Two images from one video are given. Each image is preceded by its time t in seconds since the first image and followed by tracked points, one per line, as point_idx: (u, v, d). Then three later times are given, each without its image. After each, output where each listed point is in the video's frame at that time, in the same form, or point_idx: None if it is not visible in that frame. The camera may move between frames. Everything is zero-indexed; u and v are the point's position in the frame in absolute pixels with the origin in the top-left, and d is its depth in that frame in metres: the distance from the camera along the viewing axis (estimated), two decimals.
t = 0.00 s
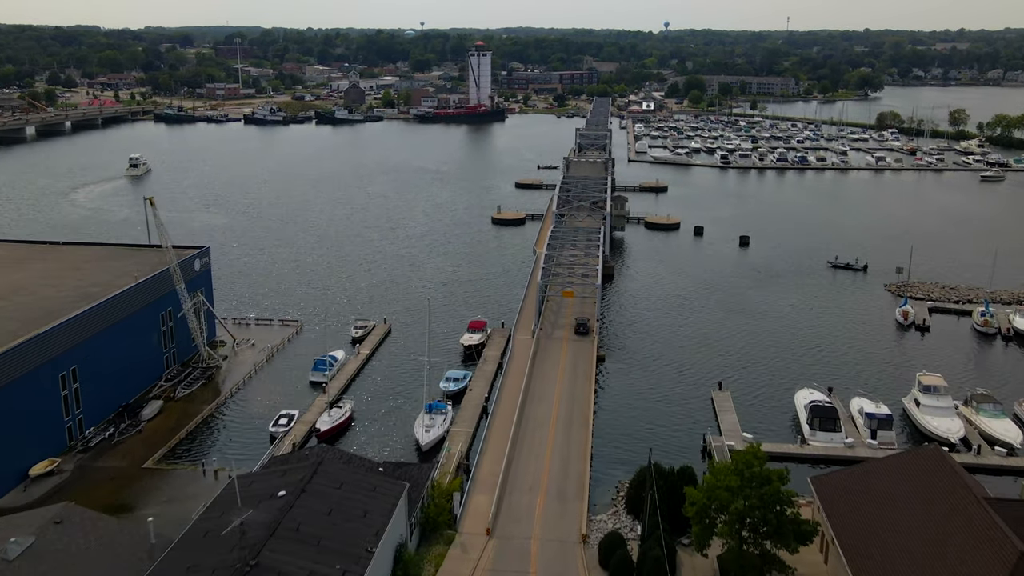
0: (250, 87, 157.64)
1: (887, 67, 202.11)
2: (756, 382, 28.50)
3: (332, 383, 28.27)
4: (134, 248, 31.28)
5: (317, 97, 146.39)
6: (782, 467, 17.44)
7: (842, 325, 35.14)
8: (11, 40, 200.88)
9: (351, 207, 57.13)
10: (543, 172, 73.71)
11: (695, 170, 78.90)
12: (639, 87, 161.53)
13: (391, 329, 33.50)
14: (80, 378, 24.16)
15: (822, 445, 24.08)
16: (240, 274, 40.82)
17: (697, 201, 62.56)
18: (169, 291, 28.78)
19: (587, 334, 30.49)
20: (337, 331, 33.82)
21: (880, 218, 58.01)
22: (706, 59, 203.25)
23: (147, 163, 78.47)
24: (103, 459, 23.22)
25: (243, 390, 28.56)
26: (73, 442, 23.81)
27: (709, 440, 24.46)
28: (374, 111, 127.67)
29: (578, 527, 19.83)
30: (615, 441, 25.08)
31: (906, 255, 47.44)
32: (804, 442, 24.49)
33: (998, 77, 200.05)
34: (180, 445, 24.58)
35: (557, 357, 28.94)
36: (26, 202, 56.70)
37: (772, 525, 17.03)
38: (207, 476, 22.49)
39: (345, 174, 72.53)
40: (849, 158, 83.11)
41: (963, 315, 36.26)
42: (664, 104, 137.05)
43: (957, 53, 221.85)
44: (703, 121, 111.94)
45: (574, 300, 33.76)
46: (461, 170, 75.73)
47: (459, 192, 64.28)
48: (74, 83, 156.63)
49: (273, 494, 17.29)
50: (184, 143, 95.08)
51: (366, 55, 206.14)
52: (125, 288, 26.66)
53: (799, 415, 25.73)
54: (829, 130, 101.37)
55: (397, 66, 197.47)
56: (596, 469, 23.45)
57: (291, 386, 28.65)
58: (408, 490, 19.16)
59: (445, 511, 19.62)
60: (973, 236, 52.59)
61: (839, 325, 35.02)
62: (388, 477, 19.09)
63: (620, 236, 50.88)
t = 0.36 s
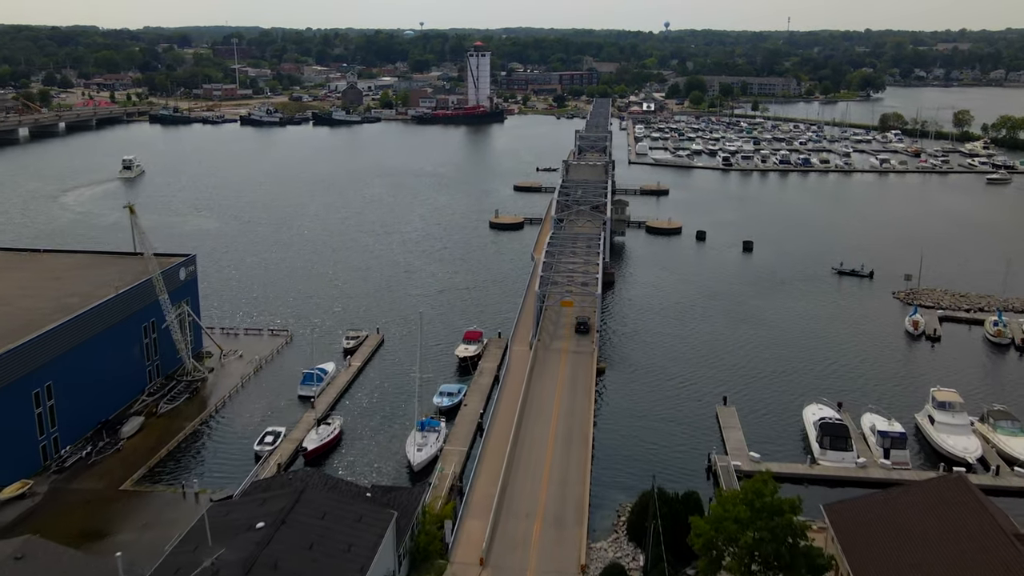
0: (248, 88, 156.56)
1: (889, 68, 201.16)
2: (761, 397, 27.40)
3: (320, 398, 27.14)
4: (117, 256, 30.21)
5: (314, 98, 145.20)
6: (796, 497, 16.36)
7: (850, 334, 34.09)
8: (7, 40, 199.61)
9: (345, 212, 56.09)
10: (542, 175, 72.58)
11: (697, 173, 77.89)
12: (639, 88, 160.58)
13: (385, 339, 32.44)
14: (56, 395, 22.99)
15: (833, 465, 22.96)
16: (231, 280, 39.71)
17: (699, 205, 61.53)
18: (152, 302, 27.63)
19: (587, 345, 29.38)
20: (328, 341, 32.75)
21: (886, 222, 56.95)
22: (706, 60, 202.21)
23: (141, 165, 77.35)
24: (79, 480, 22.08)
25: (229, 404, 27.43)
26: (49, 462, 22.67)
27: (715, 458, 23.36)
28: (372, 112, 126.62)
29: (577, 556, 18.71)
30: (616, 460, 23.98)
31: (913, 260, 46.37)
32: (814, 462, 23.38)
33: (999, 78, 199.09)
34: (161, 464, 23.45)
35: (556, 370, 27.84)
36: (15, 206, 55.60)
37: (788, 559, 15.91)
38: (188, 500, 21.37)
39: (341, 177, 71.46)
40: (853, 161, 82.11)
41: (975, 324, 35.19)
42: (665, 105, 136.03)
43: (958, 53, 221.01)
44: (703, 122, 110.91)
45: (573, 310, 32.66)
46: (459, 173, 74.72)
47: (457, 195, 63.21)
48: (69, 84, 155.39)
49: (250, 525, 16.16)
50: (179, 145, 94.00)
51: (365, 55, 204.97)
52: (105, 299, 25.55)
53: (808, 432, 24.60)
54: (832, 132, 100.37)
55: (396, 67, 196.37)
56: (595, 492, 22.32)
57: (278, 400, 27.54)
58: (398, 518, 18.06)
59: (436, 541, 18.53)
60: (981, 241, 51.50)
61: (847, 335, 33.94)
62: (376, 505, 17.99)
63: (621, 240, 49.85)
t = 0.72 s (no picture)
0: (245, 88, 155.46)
1: (890, 68, 200.13)
2: (768, 413, 26.31)
3: (308, 414, 26.01)
4: (99, 265, 29.17)
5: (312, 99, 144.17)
6: (809, 533, 15.34)
7: (859, 344, 32.99)
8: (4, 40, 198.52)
9: (341, 216, 55.02)
10: (541, 178, 71.54)
11: (698, 175, 76.82)
12: (639, 89, 159.62)
13: (377, 351, 31.34)
14: (29, 414, 21.85)
15: (845, 487, 21.80)
16: (221, 288, 38.62)
17: (701, 208, 60.46)
18: (132, 314, 26.49)
19: (587, 358, 28.24)
20: (319, 352, 31.66)
21: (892, 226, 55.83)
22: (707, 60, 201.23)
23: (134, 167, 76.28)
24: (53, 505, 20.93)
25: (214, 419, 26.30)
26: (22, 485, 21.52)
27: (722, 480, 22.21)
28: (370, 113, 125.58)
29: None
30: (617, 481, 22.84)
31: (921, 267, 45.25)
32: (825, 484, 22.17)
33: (1002, 78, 198.04)
34: (140, 486, 22.31)
35: (555, 383, 26.68)
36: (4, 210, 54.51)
37: None
38: (167, 526, 20.26)
39: (338, 180, 70.39)
40: (856, 163, 81.04)
41: (987, 334, 34.12)
42: (665, 105, 134.99)
43: (959, 53, 220.09)
44: (705, 124, 109.87)
45: (572, 320, 31.55)
46: (457, 175, 73.69)
47: (454, 198, 62.10)
48: (65, 85, 154.30)
49: (225, 565, 15.04)
50: (173, 146, 92.84)
51: (363, 55, 203.94)
52: (83, 310, 24.43)
53: (818, 452, 23.44)
54: (835, 134, 99.29)
55: (394, 67, 195.33)
56: (596, 517, 21.15)
57: (264, 416, 26.42)
58: (385, 551, 16.90)
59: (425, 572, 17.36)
60: (990, 247, 50.39)
61: (855, 346, 32.80)
62: (362, 538, 16.84)
63: (622, 245, 48.77)
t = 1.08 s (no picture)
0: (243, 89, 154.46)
1: (891, 68, 199.09)
2: (775, 432, 25.16)
3: (295, 433, 24.84)
4: (80, 276, 28.14)
5: (310, 99, 143.18)
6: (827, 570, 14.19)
7: (868, 356, 31.86)
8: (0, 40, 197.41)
9: (336, 220, 54.00)
10: (540, 181, 70.48)
11: (699, 177, 75.75)
12: (639, 89, 158.68)
13: (369, 363, 30.22)
14: None
15: (858, 512, 20.71)
16: (210, 296, 37.55)
17: (702, 212, 59.41)
18: (112, 326, 25.33)
19: (587, 371, 27.07)
20: (310, 365, 30.55)
21: (897, 230, 54.73)
22: (707, 60, 200.24)
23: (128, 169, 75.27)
24: (23, 532, 19.80)
25: (198, 438, 25.15)
26: None
27: (729, 505, 21.06)
28: (368, 113, 124.55)
29: None
30: (617, 506, 21.70)
31: (929, 272, 44.12)
32: (837, 508, 21.11)
33: (1004, 78, 196.98)
34: (116, 511, 21.17)
35: (553, 399, 25.51)
36: None
37: None
38: (142, 556, 19.12)
39: (334, 182, 69.40)
40: (860, 164, 79.97)
41: (1000, 344, 33.01)
42: (666, 106, 134.00)
43: (960, 53, 219.13)
44: (706, 124, 108.82)
45: (571, 332, 30.40)
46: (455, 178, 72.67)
47: (452, 201, 61.07)
48: (62, 86, 153.31)
49: None
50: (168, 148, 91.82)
51: (362, 55, 202.94)
52: (60, 324, 23.28)
53: (829, 473, 22.33)
54: (837, 135, 98.26)
55: (393, 67, 194.33)
56: (596, 546, 19.99)
57: (249, 434, 25.30)
58: None
59: None
60: (999, 251, 49.29)
61: (864, 358, 31.69)
62: None
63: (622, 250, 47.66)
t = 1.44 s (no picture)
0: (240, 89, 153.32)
1: (891, 68, 197.95)
2: (783, 452, 24.01)
3: (279, 454, 23.66)
4: (57, 287, 27.02)
5: (307, 99, 142.09)
6: None
7: (877, 367, 30.74)
8: None
9: (330, 224, 52.87)
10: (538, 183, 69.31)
11: (700, 179, 74.61)
12: (639, 90, 157.64)
13: (359, 377, 29.06)
14: None
15: (873, 541, 19.56)
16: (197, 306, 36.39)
17: (703, 215, 58.31)
18: (89, 340, 24.15)
19: (587, 386, 25.91)
20: (298, 378, 29.39)
21: (902, 234, 53.71)
22: (706, 61, 199.16)
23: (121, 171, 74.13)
24: None
25: (178, 459, 23.97)
26: None
27: (736, 534, 19.89)
28: (365, 114, 123.44)
29: None
30: (618, 535, 20.53)
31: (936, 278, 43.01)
32: (851, 536, 19.99)
33: (1005, 78, 195.85)
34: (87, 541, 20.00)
35: (552, 415, 24.39)
36: None
37: None
38: None
39: (329, 185, 68.25)
40: (863, 166, 78.89)
41: (1013, 356, 31.87)
42: (666, 106, 132.95)
43: (961, 53, 218.05)
44: (707, 125, 107.65)
45: (570, 345, 29.22)
46: (452, 180, 71.55)
47: (449, 205, 59.96)
48: (58, 86, 152.18)
49: None
50: (163, 150, 90.71)
51: (360, 55, 201.85)
52: (32, 338, 22.09)
53: (842, 498, 21.16)
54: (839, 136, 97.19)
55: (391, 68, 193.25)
56: None
57: (231, 455, 24.12)
58: None
59: None
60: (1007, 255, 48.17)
61: (872, 370, 30.58)
62: None
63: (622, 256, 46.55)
